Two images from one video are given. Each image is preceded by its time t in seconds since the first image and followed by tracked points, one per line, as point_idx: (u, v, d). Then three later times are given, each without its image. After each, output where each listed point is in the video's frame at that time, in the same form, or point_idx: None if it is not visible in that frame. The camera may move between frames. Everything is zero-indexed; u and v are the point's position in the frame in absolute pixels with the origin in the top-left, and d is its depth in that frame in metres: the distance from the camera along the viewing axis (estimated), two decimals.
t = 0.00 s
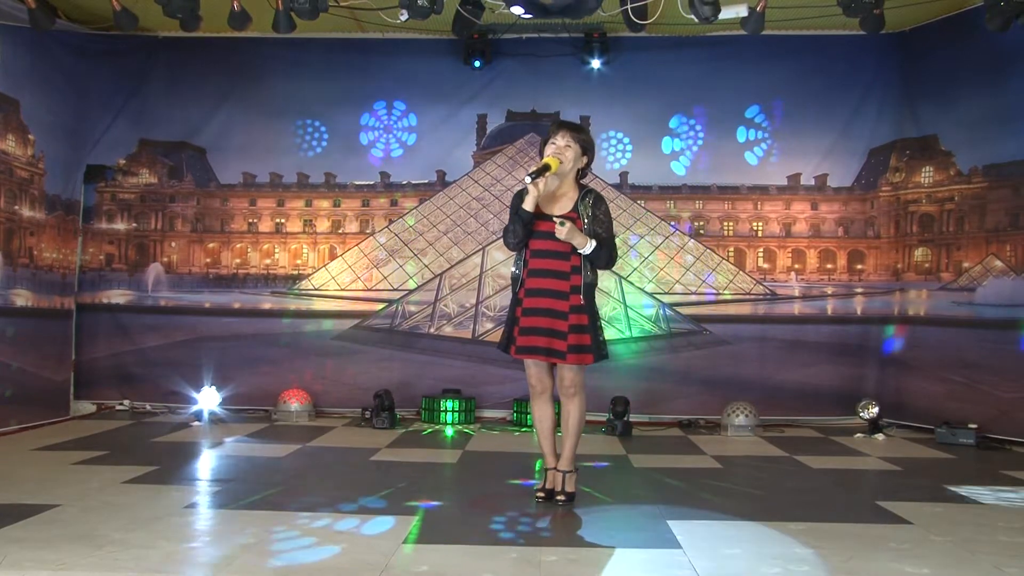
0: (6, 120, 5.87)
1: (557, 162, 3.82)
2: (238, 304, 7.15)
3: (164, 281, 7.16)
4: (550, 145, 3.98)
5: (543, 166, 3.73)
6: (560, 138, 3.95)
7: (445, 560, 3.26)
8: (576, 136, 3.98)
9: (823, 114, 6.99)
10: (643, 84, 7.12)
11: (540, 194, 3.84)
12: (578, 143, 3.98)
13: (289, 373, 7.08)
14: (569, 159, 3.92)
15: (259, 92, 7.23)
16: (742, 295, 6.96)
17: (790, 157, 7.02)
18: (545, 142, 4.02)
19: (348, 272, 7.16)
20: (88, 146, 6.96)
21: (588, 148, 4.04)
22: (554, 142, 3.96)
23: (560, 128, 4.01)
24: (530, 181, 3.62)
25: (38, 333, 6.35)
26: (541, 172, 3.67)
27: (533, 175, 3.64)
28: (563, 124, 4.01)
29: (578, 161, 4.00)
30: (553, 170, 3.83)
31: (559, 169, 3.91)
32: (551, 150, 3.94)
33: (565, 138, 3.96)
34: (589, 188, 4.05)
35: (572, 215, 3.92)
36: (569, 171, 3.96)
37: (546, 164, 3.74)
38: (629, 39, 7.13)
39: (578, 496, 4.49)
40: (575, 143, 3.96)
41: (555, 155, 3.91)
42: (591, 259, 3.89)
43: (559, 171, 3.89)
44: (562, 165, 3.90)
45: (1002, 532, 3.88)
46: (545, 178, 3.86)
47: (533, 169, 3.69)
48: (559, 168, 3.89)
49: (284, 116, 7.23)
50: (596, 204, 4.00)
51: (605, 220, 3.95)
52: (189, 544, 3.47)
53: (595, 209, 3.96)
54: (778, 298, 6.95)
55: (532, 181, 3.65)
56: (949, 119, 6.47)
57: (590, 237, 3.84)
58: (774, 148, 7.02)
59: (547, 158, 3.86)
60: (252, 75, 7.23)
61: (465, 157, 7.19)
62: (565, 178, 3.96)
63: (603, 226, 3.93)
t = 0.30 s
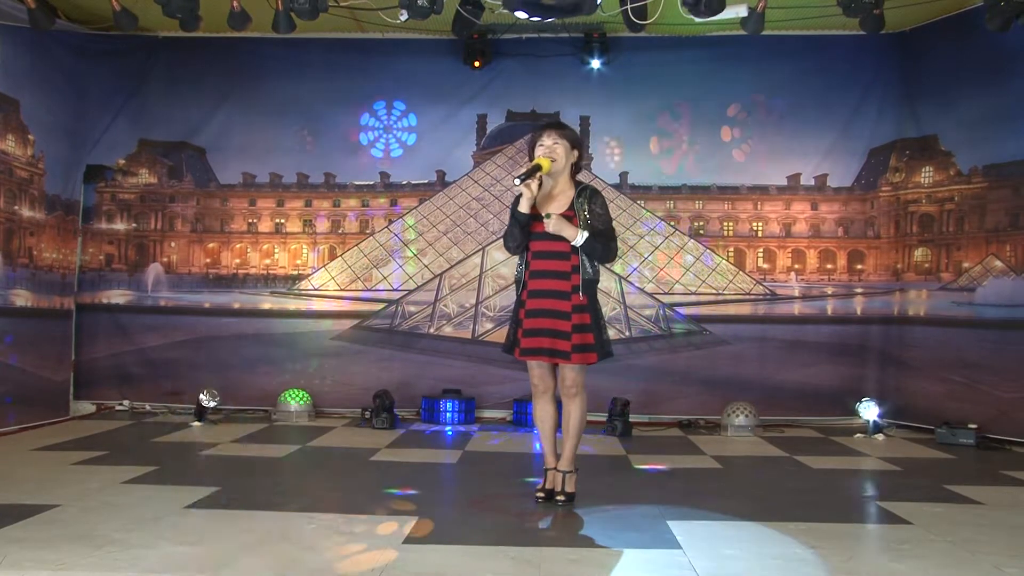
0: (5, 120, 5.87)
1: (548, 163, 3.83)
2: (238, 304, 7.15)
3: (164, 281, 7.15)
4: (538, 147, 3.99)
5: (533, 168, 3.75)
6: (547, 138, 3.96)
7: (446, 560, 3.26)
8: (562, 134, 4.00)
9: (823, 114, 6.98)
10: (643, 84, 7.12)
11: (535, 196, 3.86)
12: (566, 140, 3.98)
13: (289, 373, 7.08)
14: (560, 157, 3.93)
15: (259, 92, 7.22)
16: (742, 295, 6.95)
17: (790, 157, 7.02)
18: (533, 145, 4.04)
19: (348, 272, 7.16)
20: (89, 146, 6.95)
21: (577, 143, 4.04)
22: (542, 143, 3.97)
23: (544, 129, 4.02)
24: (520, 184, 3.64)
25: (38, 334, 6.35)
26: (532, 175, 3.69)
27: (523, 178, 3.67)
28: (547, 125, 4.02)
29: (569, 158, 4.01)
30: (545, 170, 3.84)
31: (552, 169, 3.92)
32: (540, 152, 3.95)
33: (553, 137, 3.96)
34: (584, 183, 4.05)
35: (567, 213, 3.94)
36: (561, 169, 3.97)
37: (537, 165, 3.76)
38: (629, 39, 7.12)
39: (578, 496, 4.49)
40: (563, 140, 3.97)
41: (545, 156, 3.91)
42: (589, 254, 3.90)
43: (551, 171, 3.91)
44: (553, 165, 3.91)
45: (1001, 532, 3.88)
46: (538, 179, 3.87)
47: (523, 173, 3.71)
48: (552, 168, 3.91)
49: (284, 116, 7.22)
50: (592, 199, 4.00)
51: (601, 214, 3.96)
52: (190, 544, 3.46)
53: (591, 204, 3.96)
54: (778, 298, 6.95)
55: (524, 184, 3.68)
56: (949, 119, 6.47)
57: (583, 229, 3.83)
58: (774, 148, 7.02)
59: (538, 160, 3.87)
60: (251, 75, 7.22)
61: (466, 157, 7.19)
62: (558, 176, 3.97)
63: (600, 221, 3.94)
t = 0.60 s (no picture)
0: None
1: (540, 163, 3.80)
2: (235, 305, 7.08)
3: (160, 281, 7.07)
4: (529, 149, 3.96)
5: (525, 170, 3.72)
6: (537, 139, 3.94)
7: (445, 563, 3.20)
8: (552, 132, 3.96)
9: (826, 112, 6.91)
10: (644, 82, 7.05)
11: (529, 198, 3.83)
12: (557, 139, 3.95)
13: (287, 374, 7.01)
14: (551, 156, 3.90)
15: (256, 90, 7.15)
16: (744, 295, 6.88)
17: (792, 156, 6.95)
18: (524, 147, 4.02)
19: (346, 272, 7.08)
20: (84, 144, 6.88)
21: (569, 141, 4.00)
22: (533, 144, 3.95)
23: (534, 130, 3.99)
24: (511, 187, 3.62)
25: (33, 334, 6.28)
26: (523, 176, 3.67)
27: (514, 181, 3.65)
28: (536, 126, 3.99)
29: (562, 156, 3.97)
30: (539, 171, 3.81)
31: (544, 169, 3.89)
32: (532, 153, 3.94)
33: (542, 138, 3.94)
34: (580, 179, 4.00)
35: (563, 212, 3.89)
36: (555, 168, 3.95)
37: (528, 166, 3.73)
38: (629, 37, 7.06)
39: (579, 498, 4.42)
40: (553, 139, 3.93)
41: (537, 158, 3.91)
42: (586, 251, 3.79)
43: (544, 171, 3.88)
44: (546, 165, 3.90)
45: (1008, 535, 3.82)
46: (532, 180, 3.85)
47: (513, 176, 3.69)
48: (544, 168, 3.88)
49: (281, 115, 7.15)
50: (588, 195, 3.92)
51: (598, 210, 3.87)
52: (186, 547, 3.41)
53: (587, 201, 3.88)
54: (780, 298, 6.88)
55: (515, 186, 3.66)
56: (954, 118, 6.40)
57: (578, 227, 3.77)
58: (776, 146, 6.95)
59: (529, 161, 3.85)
60: (249, 73, 7.15)
61: (465, 156, 7.11)
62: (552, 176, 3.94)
63: (597, 216, 3.85)
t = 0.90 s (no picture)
0: None
1: (540, 160, 3.69)
2: (230, 305, 6.95)
3: (153, 281, 6.95)
4: (530, 146, 3.85)
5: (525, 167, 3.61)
6: (538, 136, 3.83)
7: (444, 569, 3.08)
8: (554, 129, 3.85)
9: (831, 109, 6.79)
10: (647, 78, 6.92)
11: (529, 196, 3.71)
12: (558, 136, 3.83)
13: (283, 376, 6.89)
14: (552, 153, 3.79)
15: (252, 86, 7.03)
16: (749, 295, 6.76)
17: (798, 154, 6.82)
18: (525, 145, 3.90)
19: (343, 271, 6.95)
20: (76, 141, 6.75)
21: (570, 138, 3.89)
22: (534, 141, 3.83)
23: (535, 126, 3.88)
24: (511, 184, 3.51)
25: (24, 334, 6.16)
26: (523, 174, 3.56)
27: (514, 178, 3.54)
28: (537, 122, 3.88)
29: (563, 154, 3.86)
30: (539, 168, 3.69)
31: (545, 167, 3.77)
32: (532, 150, 3.83)
33: (543, 134, 3.82)
34: (581, 177, 3.88)
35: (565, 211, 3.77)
36: (556, 165, 3.83)
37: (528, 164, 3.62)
38: (631, 32, 6.93)
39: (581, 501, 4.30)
40: (554, 136, 3.82)
41: (537, 155, 3.79)
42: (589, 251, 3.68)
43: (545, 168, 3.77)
44: (547, 162, 3.78)
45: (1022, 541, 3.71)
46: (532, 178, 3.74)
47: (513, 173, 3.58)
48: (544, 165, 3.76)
49: (277, 112, 7.03)
50: (591, 194, 3.81)
51: (602, 209, 3.76)
52: (179, 552, 3.30)
53: (589, 200, 3.77)
54: (785, 298, 6.76)
55: (515, 183, 3.55)
56: (963, 114, 6.29)
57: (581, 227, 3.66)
58: (767, 143, 6.84)
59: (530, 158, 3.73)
60: (244, 69, 7.03)
61: (465, 154, 6.99)
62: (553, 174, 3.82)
63: (600, 216, 3.75)
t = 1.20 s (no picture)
0: None
1: (553, 154, 3.57)
2: (224, 305, 6.79)
3: (145, 280, 6.79)
4: (543, 138, 3.72)
5: (538, 158, 3.49)
6: (553, 129, 3.70)
7: None
8: (569, 125, 3.72)
9: (839, 104, 6.62)
10: (650, 73, 6.76)
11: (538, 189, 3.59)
12: (573, 132, 3.71)
13: (278, 378, 6.73)
14: (566, 149, 3.67)
15: (246, 81, 6.87)
16: (755, 295, 6.59)
17: (805, 150, 6.66)
18: (537, 136, 3.77)
19: (340, 271, 6.79)
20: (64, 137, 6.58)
21: (584, 137, 3.78)
22: (548, 133, 3.71)
23: (551, 118, 3.75)
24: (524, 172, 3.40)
25: (11, 335, 6.00)
26: (536, 166, 3.46)
27: (528, 167, 3.42)
28: (554, 115, 3.75)
29: (575, 151, 3.74)
30: (550, 162, 3.58)
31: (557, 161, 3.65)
32: (545, 143, 3.69)
33: (559, 128, 3.70)
34: (590, 177, 3.78)
35: (572, 209, 3.65)
36: (567, 161, 3.70)
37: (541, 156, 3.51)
38: (634, 25, 6.77)
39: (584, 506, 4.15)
40: (569, 132, 3.69)
41: (550, 148, 3.66)
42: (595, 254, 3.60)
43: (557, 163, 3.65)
44: (559, 156, 3.65)
45: None
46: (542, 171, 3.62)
47: (527, 163, 3.46)
48: (557, 160, 3.64)
49: (272, 107, 6.87)
50: (600, 195, 3.71)
51: (610, 212, 3.66)
52: (170, 559, 3.16)
53: (598, 201, 3.66)
54: (793, 298, 6.59)
55: (528, 173, 3.44)
56: (977, 109, 6.13)
57: (592, 228, 3.56)
58: (766, 140, 6.69)
59: (542, 151, 3.62)
60: (237, 63, 6.86)
61: (465, 150, 6.82)
62: (564, 170, 3.71)
63: (608, 219, 3.64)
